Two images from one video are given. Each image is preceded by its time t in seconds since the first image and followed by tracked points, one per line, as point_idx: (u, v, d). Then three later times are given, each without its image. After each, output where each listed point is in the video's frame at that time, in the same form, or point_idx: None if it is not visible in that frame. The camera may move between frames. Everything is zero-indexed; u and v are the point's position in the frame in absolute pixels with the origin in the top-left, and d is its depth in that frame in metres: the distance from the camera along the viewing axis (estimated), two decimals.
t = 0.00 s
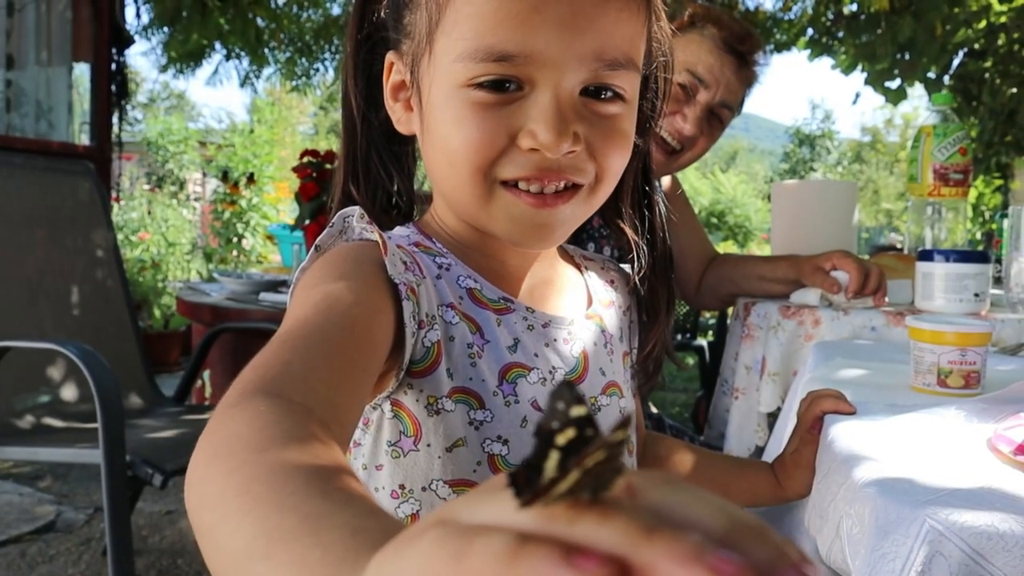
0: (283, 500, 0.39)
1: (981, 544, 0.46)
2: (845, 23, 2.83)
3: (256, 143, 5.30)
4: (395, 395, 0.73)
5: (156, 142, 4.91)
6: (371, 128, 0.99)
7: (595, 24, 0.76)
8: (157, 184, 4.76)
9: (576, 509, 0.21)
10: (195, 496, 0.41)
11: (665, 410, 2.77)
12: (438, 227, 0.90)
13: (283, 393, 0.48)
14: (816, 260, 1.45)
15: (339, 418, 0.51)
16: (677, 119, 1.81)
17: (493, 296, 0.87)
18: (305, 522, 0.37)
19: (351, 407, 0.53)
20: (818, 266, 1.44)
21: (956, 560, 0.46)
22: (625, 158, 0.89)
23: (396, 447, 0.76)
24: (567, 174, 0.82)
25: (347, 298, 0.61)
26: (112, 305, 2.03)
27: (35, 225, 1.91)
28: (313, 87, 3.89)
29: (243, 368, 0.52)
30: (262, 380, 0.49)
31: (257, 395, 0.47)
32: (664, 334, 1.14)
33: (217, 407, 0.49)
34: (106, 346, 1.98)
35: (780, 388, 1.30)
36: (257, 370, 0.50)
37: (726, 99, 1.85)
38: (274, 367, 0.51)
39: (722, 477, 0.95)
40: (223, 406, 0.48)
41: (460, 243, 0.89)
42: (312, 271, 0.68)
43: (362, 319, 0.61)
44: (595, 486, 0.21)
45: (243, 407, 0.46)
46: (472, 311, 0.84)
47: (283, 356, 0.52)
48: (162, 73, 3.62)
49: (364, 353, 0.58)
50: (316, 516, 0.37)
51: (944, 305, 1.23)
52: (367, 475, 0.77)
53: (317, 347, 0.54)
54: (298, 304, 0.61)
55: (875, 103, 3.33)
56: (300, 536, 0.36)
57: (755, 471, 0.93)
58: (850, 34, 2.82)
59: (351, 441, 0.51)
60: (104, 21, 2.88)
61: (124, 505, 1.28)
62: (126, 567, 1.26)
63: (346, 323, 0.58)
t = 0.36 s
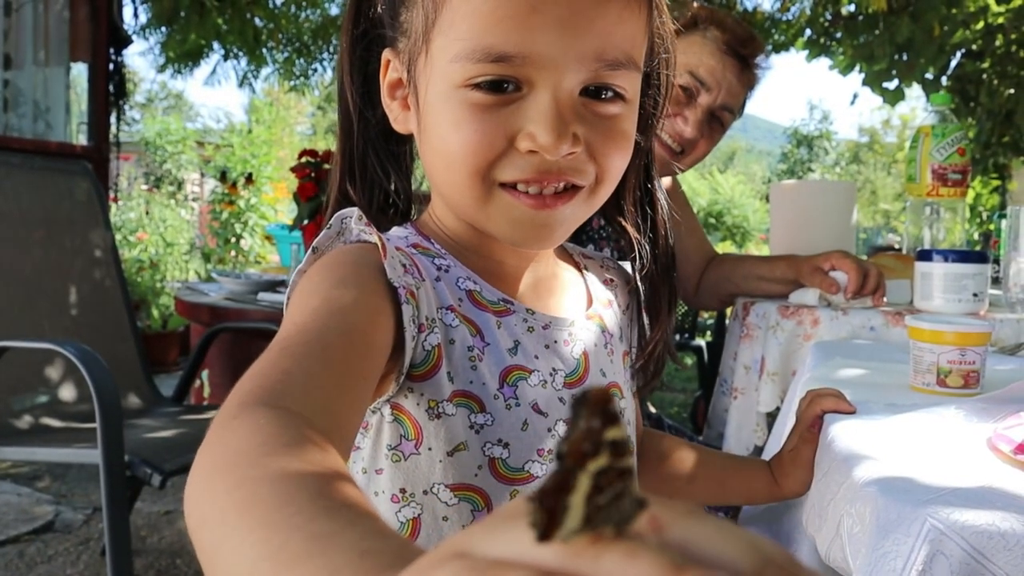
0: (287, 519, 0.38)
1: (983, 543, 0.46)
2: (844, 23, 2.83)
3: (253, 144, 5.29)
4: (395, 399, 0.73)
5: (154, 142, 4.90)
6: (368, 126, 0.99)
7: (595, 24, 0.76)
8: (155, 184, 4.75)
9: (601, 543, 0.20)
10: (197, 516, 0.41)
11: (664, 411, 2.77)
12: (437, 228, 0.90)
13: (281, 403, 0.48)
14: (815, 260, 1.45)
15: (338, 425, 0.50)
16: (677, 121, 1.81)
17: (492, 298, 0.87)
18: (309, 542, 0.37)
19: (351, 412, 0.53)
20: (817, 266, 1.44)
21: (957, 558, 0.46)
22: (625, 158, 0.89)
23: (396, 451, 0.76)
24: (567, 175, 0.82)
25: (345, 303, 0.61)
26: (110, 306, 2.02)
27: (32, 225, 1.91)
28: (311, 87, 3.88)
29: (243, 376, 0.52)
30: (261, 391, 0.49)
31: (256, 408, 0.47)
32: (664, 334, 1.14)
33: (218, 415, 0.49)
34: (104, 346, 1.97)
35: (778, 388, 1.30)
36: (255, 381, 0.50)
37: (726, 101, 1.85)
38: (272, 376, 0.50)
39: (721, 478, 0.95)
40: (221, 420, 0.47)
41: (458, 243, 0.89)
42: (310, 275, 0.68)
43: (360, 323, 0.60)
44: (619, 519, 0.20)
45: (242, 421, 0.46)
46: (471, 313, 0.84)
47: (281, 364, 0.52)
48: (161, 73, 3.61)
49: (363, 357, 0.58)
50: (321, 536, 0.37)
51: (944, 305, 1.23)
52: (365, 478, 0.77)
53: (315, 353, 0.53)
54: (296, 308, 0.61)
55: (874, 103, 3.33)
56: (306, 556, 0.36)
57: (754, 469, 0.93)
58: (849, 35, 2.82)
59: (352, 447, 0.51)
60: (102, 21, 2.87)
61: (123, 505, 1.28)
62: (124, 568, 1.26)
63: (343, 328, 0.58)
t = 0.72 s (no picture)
0: (298, 517, 0.38)
1: (981, 543, 0.46)
2: (843, 24, 2.83)
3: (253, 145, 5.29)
4: (390, 398, 0.73)
5: (154, 143, 4.90)
6: (363, 123, 0.99)
7: (594, 28, 0.76)
8: (155, 185, 4.75)
9: (627, 533, 0.20)
10: (201, 515, 0.41)
11: (664, 411, 2.77)
12: (431, 227, 0.90)
13: (283, 401, 0.48)
14: (813, 259, 1.45)
15: (339, 422, 0.51)
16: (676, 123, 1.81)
17: (488, 296, 0.87)
18: (319, 539, 0.36)
19: (350, 409, 0.53)
20: (815, 265, 1.44)
21: (956, 559, 0.46)
22: (619, 162, 0.89)
23: (392, 450, 0.76)
24: (561, 178, 0.83)
25: (342, 301, 0.61)
26: (110, 306, 2.02)
27: (32, 226, 1.91)
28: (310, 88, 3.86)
29: (241, 374, 0.52)
30: (261, 389, 0.49)
31: (258, 407, 0.47)
32: (661, 334, 1.14)
33: (217, 413, 0.49)
34: (103, 346, 1.97)
35: (778, 389, 1.30)
36: (255, 379, 0.50)
37: (725, 104, 1.85)
38: (272, 374, 0.50)
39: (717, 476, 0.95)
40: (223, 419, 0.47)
41: (453, 243, 0.89)
42: (307, 274, 0.68)
43: (356, 321, 0.61)
44: (645, 512, 0.20)
45: (244, 418, 0.46)
46: (467, 312, 0.84)
47: (279, 364, 0.52)
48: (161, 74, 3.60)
49: (362, 355, 0.58)
50: (332, 533, 0.36)
51: (943, 306, 1.23)
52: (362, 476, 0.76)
53: (313, 352, 0.53)
54: (292, 307, 0.61)
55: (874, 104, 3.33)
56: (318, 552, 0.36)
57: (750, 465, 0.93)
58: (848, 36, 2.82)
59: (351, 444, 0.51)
60: (102, 21, 2.88)
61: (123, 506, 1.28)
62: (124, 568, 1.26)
63: (342, 326, 0.58)
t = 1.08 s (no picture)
0: (297, 480, 0.38)
1: (973, 541, 0.46)
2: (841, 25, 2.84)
3: (252, 146, 5.29)
4: (385, 388, 0.73)
5: (151, 144, 4.90)
6: (363, 123, 1.00)
7: (590, 34, 0.76)
8: (154, 185, 4.74)
9: (618, 462, 0.22)
10: (199, 486, 0.41)
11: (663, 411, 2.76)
12: (427, 223, 0.90)
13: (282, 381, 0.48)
14: (810, 259, 1.45)
15: (335, 407, 0.51)
16: (673, 124, 1.81)
17: (485, 291, 0.87)
18: (319, 499, 0.37)
19: (347, 398, 0.54)
20: (812, 266, 1.44)
21: (948, 557, 0.46)
22: (614, 167, 0.89)
23: (387, 442, 0.76)
24: (556, 181, 0.83)
25: (342, 292, 0.62)
26: (108, 306, 2.03)
27: (29, 226, 1.91)
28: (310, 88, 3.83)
29: (241, 359, 0.52)
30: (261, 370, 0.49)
31: (257, 386, 0.47)
32: (660, 333, 1.14)
33: (217, 395, 0.48)
34: (103, 348, 1.97)
35: (774, 388, 1.30)
36: (254, 362, 0.50)
37: (722, 108, 1.85)
38: (271, 358, 0.51)
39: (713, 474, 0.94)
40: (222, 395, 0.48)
41: (450, 242, 0.89)
42: (306, 265, 0.68)
43: (354, 311, 0.61)
44: (634, 443, 0.22)
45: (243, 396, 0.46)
46: (464, 305, 0.84)
47: (278, 347, 0.52)
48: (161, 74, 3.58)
49: (359, 345, 0.58)
50: (331, 493, 0.37)
51: (939, 307, 1.23)
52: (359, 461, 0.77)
53: (312, 338, 0.54)
54: (292, 298, 0.62)
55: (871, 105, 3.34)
56: (323, 512, 0.36)
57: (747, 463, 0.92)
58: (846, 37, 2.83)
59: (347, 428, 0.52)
60: (100, 21, 2.88)
61: (120, 505, 1.28)
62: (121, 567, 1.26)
63: (341, 316, 0.58)
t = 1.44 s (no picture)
0: (308, 467, 0.40)
1: (971, 541, 0.44)
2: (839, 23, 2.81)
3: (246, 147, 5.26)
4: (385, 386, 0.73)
5: (144, 144, 4.87)
6: (366, 123, 0.98)
7: (593, 36, 0.76)
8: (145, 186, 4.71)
9: (638, 433, 0.29)
10: (207, 478, 0.42)
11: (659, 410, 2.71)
12: (428, 219, 0.88)
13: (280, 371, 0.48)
14: (807, 262, 1.45)
15: (338, 401, 0.51)
16: (670, 124, 1.80)
17: (486, 288, 0.86)
18: (330, 485, 0.38)
19: (349, 394, 0.53)
20: (810, 267, 1.44)
21: (946, 559, 0.44)
22: (616, 168, 0.88)
23: (385, 439, 0.75)
24: (558, 180, 0.81)
25: (344, 289, 0.61)
26: (96, 307, 2.01)
27: (18, 226, 1.90)
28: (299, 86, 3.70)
29: (243, 353, 0.51)
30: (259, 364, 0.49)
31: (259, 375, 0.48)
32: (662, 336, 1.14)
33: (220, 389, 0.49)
34: (91, 350, 1.96)
35: (770, 388, 1.27)
36: (255, 354, 0.50)
37: (720, 108, 1.84)
38: (273, 351, 0.51)
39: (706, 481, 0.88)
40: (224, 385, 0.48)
41: (451, 241, 0.87)
42: (307, 260, 0.67)
43: (356, 308, 0.60)
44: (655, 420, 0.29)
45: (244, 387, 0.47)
46: (464, 303, 0.84)
47: (278, 343, 0.52)
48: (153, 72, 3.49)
49: (358, 342, 0.58)
50: (342, 479, 0.38)
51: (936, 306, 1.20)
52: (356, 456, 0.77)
53: (313, 333, 0.53)
54: (294, 295, 0.61)
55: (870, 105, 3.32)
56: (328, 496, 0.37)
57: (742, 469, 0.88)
58: (844, 35, 2.80)
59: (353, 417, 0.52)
60: (89, 19, 2.87)
61: (108, 509, 1.26)
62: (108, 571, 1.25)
63: (340, 311, 0.58)
